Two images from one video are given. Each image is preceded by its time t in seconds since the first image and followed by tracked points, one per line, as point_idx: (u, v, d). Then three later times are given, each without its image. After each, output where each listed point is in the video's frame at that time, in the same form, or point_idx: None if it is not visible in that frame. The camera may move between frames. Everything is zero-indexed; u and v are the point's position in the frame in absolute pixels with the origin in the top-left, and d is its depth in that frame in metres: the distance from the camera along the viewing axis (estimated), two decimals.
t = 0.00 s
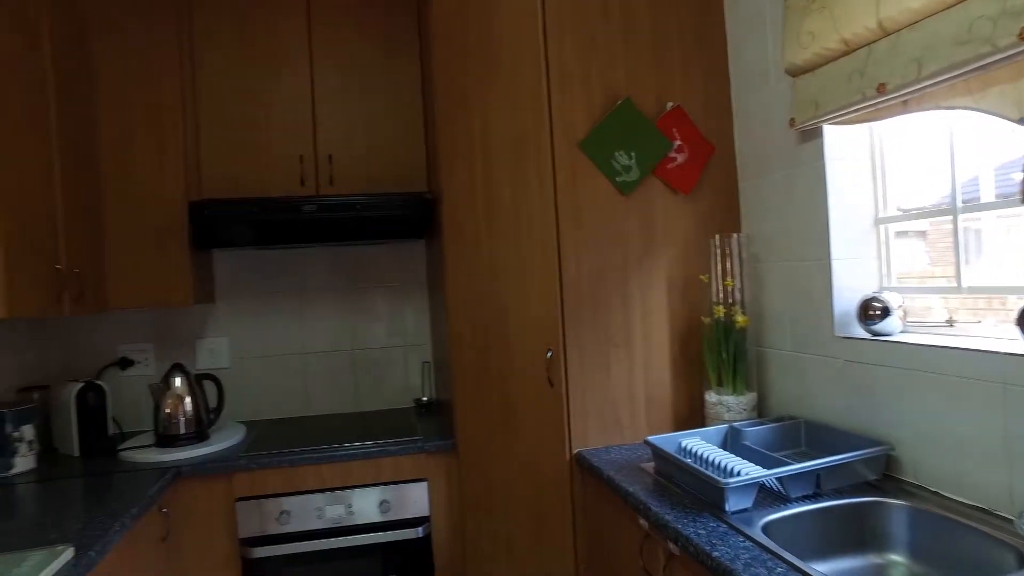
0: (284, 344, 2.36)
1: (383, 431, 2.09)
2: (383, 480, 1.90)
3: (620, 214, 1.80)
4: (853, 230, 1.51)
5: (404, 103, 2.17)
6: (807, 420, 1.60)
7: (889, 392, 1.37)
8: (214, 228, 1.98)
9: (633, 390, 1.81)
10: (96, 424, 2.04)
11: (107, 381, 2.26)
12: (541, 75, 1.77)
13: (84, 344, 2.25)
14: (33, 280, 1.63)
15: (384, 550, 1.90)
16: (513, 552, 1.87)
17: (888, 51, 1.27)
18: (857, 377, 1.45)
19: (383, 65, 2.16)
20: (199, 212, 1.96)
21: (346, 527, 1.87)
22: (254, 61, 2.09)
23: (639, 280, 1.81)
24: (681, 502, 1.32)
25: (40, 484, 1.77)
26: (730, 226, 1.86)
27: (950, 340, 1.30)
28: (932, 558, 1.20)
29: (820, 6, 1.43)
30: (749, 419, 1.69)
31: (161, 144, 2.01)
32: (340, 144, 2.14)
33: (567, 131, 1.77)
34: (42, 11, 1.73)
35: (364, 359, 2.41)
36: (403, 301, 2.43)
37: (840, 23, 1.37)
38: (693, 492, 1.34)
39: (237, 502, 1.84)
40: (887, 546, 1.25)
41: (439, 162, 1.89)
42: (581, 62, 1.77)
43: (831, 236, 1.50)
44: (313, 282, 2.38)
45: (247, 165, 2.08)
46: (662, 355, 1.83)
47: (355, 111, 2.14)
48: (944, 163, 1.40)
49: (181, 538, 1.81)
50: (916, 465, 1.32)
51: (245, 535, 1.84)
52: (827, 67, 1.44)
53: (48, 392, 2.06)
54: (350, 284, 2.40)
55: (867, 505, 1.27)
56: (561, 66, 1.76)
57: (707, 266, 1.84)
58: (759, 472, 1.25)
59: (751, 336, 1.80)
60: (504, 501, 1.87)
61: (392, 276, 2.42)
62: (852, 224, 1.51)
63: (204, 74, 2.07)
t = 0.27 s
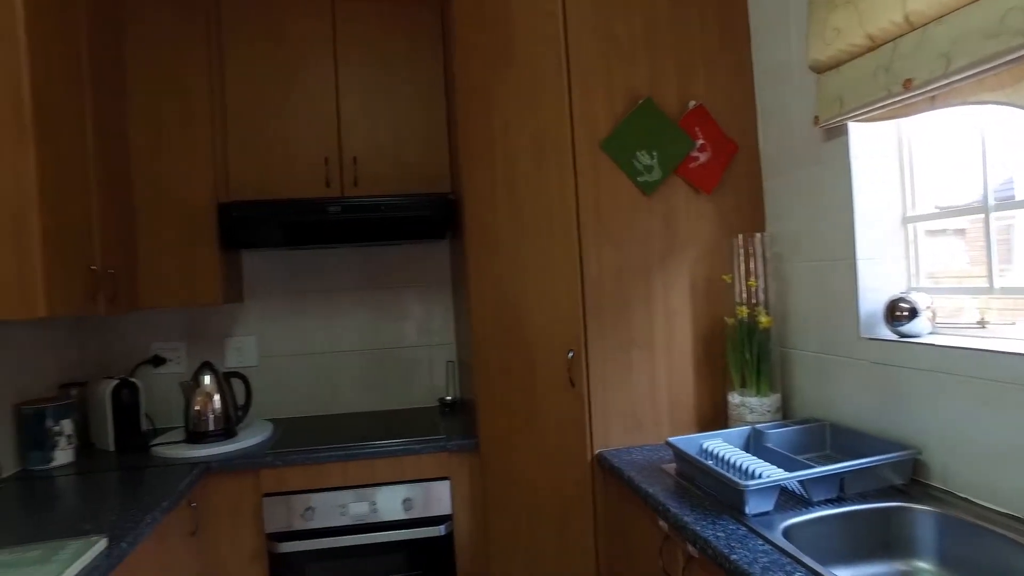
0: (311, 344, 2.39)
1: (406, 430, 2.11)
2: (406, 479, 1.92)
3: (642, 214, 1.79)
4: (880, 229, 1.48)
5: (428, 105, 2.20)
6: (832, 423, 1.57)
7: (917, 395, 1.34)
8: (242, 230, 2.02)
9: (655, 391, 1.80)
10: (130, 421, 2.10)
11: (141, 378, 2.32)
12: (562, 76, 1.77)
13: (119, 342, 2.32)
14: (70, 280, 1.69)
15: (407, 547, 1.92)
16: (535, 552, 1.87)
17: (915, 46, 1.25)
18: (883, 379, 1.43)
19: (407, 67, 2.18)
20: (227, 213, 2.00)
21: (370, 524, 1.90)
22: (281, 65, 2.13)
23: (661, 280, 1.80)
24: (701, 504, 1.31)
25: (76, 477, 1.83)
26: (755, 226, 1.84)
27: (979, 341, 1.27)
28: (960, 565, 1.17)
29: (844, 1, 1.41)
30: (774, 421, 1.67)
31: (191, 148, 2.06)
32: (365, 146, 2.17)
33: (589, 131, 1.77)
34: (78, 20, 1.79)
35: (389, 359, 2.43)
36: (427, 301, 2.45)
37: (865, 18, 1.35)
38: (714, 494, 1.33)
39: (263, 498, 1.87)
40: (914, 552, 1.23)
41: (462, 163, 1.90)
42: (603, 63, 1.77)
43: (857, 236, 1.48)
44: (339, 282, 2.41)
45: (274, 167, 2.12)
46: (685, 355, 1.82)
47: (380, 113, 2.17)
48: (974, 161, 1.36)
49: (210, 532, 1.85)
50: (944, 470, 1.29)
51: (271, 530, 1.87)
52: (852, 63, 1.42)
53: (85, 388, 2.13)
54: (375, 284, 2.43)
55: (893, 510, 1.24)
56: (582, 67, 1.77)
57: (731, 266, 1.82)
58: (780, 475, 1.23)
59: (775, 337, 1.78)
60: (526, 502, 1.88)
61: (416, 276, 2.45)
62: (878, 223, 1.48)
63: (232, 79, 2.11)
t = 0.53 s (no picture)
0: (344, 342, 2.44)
1: (436, 428, 2.13)
2: (435, 476, 1.94)
3: (671, 212, 1.78)
4: (917, 227, 1.45)
5: (458, 105, 2.22)
6: (866, 425, 1.54)
7: (953, 397, 1.31)
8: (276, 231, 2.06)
9: (684, 391, 1.79)
10: (170, 415, 2.16)
11: (180, 374, 2.39)
12: (590, 74, 1.77)
13: (160, 339, 2.39)
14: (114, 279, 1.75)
15: (437, 543, 1.94)
16: (564, 550, 1.88)
17: (953, 37, 1.22)
18: (918, 380, 1.39)
19: (437, 69, 2.21)
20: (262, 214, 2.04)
21: (400, 520, 1.92)
22: (314, 68, 2.17)
23: (690, 279, 1.79)
24: (729, 505, 1.30)
25: (120, 468, 1.89)
26: (787, 224, 1.82)
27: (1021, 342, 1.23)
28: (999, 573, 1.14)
29: None
30: (806, 422, 1.65)
31: (228, 150, 2.11)
32: (396, 146, 2.19)
33: (617, 130, 1.77)
34: (121, 27, 1.85)
35: (419, 357, 2.46)
36: (457, 300, 2.47)
37: (900, 9, 1.32)
38: (742, 494, 1.31)
39: (296, 492, 1.91)
40: (950, 558, 1.20)
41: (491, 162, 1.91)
42: (631, 61, 1.77)
43: (892, 233, 1.45)
44: (370, 281, 2.45)
45: (307, 168, 2.16)
46: (715, 355, 1.80)
47: (411, 114, 2.20)
48: (1017, 156, 1.32)
49: (246, 524, 1.90)
50: (983, 475, 1.25)
51: (304, 523, 1.91)
52: (888, 56, 1.39)
53: (128, 383, 2.20)
54: (406, 283, 2.46)
55: (928, 515, 1.21)
56: (611, 65, 1.77)
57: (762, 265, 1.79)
58: (810, 476, 1.21)
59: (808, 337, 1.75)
60: (554, 501, 1.88)
61: (447, 275, 2.47)
62: (915, 221, 1.45)
63: (267, 82, 2.16)
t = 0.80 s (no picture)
0: (374, 341, 2.47)
1: (465, 426, 2.15)
2: (463, 473, 1.96)
3: (700, 211, 1.77)
4: (954, 225, 1.42)
5: (487, 106, 2.23)
6: (900, 427, 1.51)
7: (991, 399, 1.28)
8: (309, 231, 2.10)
9: (713, 390, 1.78)
10: (207, 411, 2.22)
11: (216, 372, 2.45)
12: (618, 74, 1.78)
13: (197, 337, 2.46)
14: (155, 279, 1.81)
15: (465, 540, 1.96)
16: (591, 549, 1.88)
17: (992, 30, 1.19)
18: (954, 382, 1.36)
19: (467, 70, 2.23)
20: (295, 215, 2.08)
21: (429, 516, 1.95)
22: (345, 72, 2.21)
23: (720, 279, 1.78)
24: (757, 506, 1.29)
25: (160, 461, 1.96)
26: (819, 222, 1.79)
27: None
28: None
29: None
30: (838, 423, 1.62)
31: (262, 153, 2.16)
32: (425, 147, 2.22)
33: (645, 129, 1.77)
34: (161, 34, 1.91)
35: (449, 356, 2.49)
36: (486, 299, 2.49)
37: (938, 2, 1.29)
38: (771, 495, 1.30)
39: (328, 488, 1.95)
40: (988, 565, 1.17)
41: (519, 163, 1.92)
42: (660, 60, 1.77)
43: (927, 232, 1.42)
44: (400, 281, 2.48)
45: (339, 170, 2.20)
46: (745, 355, 1.79)
47: (440, 116, 2.22)
48: None
49: (279, 518, 1.95)
50: None
51: (335, 519, 1.95)
52: (924, 50, 1.36)
53: (168, 379, 2.27)
54: (436, 283, 2.48)
55: (965, 520, 1.19)
56: (638, 64, 1.76)
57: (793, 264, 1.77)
58: (841, 478, 1.20)
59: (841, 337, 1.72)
60: (582, 500, 1.88)
61: (476, 275, 2.49)
62: (952, 219, 1.42)
63: (299, 86, 2.21)
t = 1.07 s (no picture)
0: (399, 340, 2.50)
1: (489, 425, 2.17)
2: (487, 472, 1.97)
3: (725, 211, 1.76)
4: (986, 223, 1.39)
5: (511, 107, 2.24)
6: (930, 429, 1.49)
7: None
8: (335, 232, 2.13)
9: (738, 391, 1.77)
10: (236, 408, 2.27)
11: (245, 370, 2.50)
12: (642, 74, 1.78)
13: (227, 335, 2.51)
14: (187, 279, 1.85)
15: (489, 538, 1.97)
16: (615, 549, 1.88)
17: None
18: (986, 383, 1.34)
19: (490, 71, 2.24)
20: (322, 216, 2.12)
21: (453, 515, 1.96)
22: (371, 74, 2.23)
23: (745, 278, 1.76)
24: (782, 508, 1.28)
25: (191, 457, 2.00)
26: (847, 221, 1.77)
27: None
28: None
29: None
30: (865, 425, 1.60)
31: (290, 155, 2.20)
32: (450, 148, 2.24)
33: (669, 129, 1.76)
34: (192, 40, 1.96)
35: (473, 355, 2.50)
36: (510, 299, 2.50)
37: None
38: (796, 497, 1.29)
39: (354, 485, 1.98)
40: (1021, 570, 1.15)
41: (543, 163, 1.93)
42: (684, 59, 1.76)
43: (958, 231, 1.40)
44: (425, 281, 2.50)
45: (365, 171, 2.23)
46: (770, 356, 1.77)
47: (464, 116, 2.24)
48: None
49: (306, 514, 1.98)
50: None
51: (361, 515, 1.97)
52: (955, 45, 1.33)
53: (198, 377, 2.32)
54: (460, 282, 2.50)
55: (997, 525, 1.17)
56: (662, 63, 1.76)
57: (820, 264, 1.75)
58: (868, 481, 1.18)
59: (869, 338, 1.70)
60: (604, 500, 1.89)
61: (499, 274, 2.50)
62: (984, 217, 1.39)
63: (326, 88, 2.24)
